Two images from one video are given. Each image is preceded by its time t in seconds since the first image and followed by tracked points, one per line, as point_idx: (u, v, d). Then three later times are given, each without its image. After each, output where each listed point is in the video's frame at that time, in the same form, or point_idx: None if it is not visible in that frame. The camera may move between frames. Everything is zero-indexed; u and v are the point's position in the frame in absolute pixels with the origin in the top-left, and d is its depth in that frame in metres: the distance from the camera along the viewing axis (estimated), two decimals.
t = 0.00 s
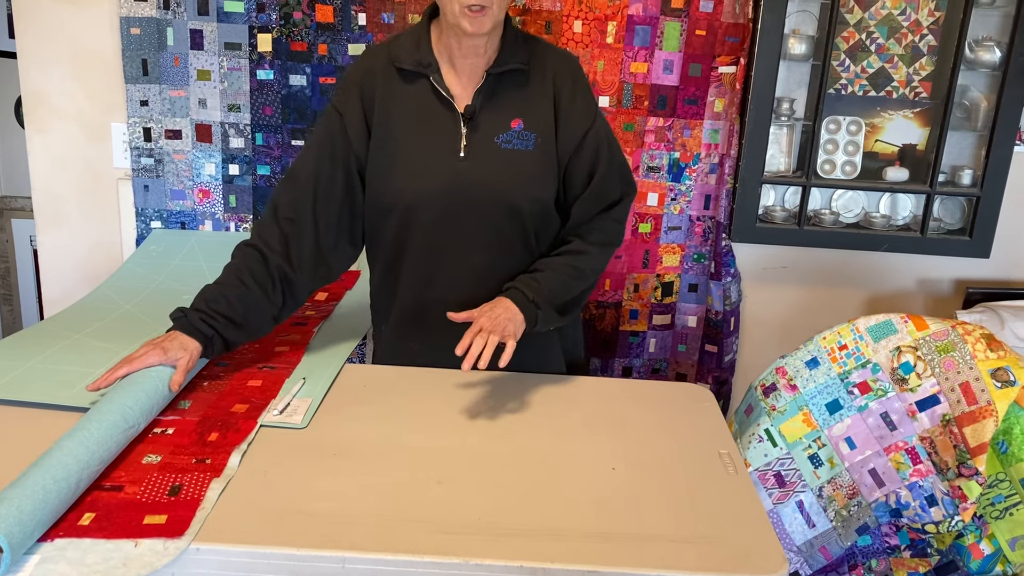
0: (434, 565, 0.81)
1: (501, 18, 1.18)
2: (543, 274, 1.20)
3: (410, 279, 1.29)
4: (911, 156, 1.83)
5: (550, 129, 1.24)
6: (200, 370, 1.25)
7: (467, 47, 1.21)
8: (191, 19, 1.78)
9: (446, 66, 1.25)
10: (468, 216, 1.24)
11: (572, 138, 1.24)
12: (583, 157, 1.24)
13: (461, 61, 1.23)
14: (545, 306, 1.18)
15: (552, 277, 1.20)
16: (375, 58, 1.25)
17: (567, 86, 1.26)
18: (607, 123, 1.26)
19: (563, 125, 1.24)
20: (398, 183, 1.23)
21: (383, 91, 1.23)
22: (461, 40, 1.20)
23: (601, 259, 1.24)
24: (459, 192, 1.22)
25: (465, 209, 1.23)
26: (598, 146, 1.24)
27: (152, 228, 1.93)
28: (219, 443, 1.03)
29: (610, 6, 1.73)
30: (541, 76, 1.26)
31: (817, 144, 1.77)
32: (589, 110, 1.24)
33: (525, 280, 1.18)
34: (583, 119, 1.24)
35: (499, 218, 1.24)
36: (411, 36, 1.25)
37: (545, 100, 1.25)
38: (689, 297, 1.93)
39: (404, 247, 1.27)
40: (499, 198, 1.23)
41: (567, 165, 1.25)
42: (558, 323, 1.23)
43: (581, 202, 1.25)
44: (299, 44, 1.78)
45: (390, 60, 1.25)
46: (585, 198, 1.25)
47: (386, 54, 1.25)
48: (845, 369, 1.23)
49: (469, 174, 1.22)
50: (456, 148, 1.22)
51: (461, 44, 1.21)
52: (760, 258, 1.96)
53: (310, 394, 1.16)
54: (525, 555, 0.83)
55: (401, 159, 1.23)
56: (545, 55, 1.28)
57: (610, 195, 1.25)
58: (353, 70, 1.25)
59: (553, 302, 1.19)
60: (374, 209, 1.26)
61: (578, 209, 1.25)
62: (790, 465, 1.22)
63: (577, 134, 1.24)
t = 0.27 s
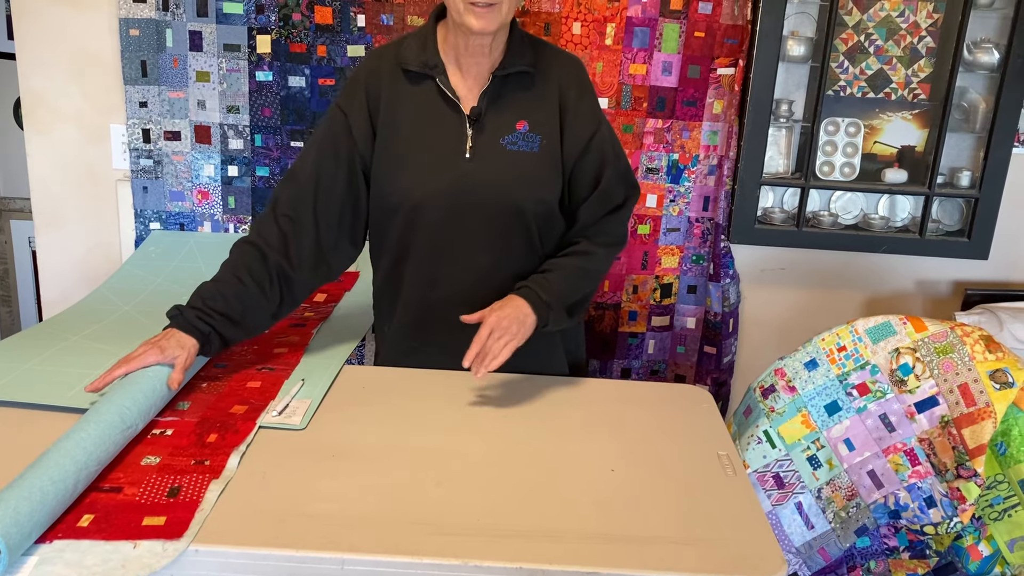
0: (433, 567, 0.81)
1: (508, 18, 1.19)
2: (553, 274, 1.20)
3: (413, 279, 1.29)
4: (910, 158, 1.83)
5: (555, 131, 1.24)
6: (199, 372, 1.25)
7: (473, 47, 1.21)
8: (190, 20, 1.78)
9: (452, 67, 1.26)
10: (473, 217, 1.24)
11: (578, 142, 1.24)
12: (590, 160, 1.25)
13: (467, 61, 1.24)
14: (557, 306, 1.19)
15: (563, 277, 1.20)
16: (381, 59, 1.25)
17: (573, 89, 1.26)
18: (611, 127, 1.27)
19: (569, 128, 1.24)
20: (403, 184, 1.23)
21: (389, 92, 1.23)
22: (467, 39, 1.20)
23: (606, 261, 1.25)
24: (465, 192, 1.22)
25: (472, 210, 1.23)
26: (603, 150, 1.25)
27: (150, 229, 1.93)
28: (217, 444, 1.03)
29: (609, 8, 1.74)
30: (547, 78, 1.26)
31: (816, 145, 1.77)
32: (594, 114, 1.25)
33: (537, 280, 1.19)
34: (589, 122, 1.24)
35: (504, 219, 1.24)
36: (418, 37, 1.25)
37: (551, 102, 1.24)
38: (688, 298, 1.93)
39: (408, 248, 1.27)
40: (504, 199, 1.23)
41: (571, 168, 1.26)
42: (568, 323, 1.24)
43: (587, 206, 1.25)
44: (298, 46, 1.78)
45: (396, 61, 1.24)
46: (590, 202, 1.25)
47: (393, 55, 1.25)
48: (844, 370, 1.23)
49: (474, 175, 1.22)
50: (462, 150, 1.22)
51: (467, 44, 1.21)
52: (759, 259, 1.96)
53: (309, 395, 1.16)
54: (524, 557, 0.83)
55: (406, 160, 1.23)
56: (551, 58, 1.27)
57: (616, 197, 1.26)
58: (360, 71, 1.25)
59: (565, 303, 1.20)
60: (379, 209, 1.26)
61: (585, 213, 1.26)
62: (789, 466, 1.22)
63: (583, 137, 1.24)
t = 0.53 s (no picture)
0: (431, 568, 0.81)
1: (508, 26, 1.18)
2: (607, 247, 1.22)
3: (414, 279, 1.29)
4: (908, 160, 1.83)
5: (559, 133, 1.24)
6: (197, 373, 1.24)
7: (475, 50, 1.21)
8: (189, 22, 1.78)
9: (455, 68, 1.25)
10: (474, 217, 1.24)
11: (587, 146, 1.24)
12: (598, 164, 1.25)
13: (471, 63, 1.23)
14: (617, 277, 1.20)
15: (615, 248, 1.22)
16: (386, 60, 1.24)
17: (578, 91, 1.25)
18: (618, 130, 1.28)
19: (576, 131, 1.25)
20: (405, 183, 1.22)
21: (392, 91, 1.22)
22: (469, 44, 1.20)
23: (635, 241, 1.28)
24: (467, 192, 1.23)
25: (474, 209, 1.24)
26: (614, 155, 1.25)
27: (149, 231, 1.93)
28: (215, 446, 1.03)
29: (608, 10, 1.74)
30: (551, 79, 1.25)
31: (814, 147, 1.78)
32: (601, 117, 1.25)
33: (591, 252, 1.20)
34: (598, 126, 1.25)
35: (506, 220, 1.24)
36: (423, 38, 1.25)
37: (555, 104, 1.24)
38: (687, 300, 1.93)
39: (410, 248, 1.27)
40: (506, 200, 1.23)
41: (577, 170, 1.26)
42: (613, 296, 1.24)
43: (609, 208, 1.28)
44: (297, 47, 1.78)
45: (400, 62, 1.24)
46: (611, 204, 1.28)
47: (396, 56, 1.25)
48: (842, 372, 1.23)
49: (476, 176, 1.22)
50: (464, 150, 1.22)
51: (469, 48, 1.21)
52: (758, 261, 1.96)
53: (307, 397, 1.16)
54: (522, 559, 0.83)
55: (407, 161, 1.22)
56: (556, 59, 1.27)
57: (628, 196, 1.28)
58: (364, 71, 1.24)
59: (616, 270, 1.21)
60: (380, 209, 1.26)
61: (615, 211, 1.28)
62: (787, 468, 1.22)
63: (591, 142, 1.25)
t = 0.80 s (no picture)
0: (430, 569, 0.81)
1: (509, 33, 1.17)
2: (602, 266, 1.21)
3: (421, 280, 1.29)
4: (907, 161, 1.83)
5: (567, 137, 1.24)
6: (196, 374, 1.24)
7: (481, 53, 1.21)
8: (188, 23, 1.78)
9: (466, 71, 1.24)
10: (481, 218, 1.24)
11: (594, 150, 1.24)
12: (607, 167, 1.25)
13: (480, 65, 1.23)
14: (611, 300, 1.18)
15: (611, 268, 1.21)
16: (398, 61, 1.26)
17: (588, 95, 1.25)
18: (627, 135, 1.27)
19: (585, 135, 1.24)
20: (413, 182, 1.23)
21: (404, 91, 1.23)
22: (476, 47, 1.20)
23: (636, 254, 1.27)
24: (473, 193, 1.22)
25: (481, 210, 1.23)
26: (620, 161, 1.25)
27: (148, 232, 1.92)
28: (214, 447, 1.03)
29: (606, 11, 1.74)
30: (561, 82, 1.25)
31: (813, 148, 1.78)
32: (611, 122, 1.25)
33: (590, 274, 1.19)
34: (606, 131, 1.24)
35: (512, 222, 1.24)
36: (436, 40, 1.26)
37: (565, 108, 1.24)
38: (686, 301, 1.93)
39: (416, 249, 1.27)
40: (513, 202, 1.23)
41: (583, 174, 1.25)
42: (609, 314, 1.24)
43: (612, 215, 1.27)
44: (296, 49, 1.78)
45: (412, 63, 1.25)
46: (615, 211, 1.28)
47: (408, 57, 1.26)
48: (841, 373, 1.23)
49: (483, 177, 1.22)
50: (471, 151, 1.22)
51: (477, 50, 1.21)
52: (756, 262, 1.96)
53: (306, 398, 1.16)
54: (521, 560, 0.83)
55: (416, 162, 1.23)
56: (567, 63, 1.27)
57: (635, 202, 1.28)
58: (377, 72, 1.26)
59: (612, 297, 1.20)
60: (388, 208, 1.26)
61: (616, 220, 1.27)
62: (786, 469, 1.22)
63: (599, 146, 1.24)
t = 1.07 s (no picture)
0: (429, 570, 0.81)
1: (526, 41, 1.17)
2: (606, 273, 1.24)
3: (439, 280, 1.29)
4: (906, 162, 1.84)
5: (588, 141, 1.24)
6: (195, 376, 1.25)
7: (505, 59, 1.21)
8: (187, 24, 1.78)
9: (489, 74, 1.24)
10: (498, 219, 1.23)
11: (616, 153, 1.25)
12: (627, 171, 1.25)
13: (502, 70, 1.23)
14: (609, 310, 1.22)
15: (614, 279, 1.24)
16: (423, 62, 1.27)
17: (611, 99, 1.26)
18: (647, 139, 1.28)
19: (606, 139, 1.25)
20: (434, 182, 1.23)
21: (427, 90, 1.25)
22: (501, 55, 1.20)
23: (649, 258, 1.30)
24: (492, 195, 1.22)
25: (499, 213, 1.23)
26: (641, 164, 1.26)
27: (147, 233, 1.92)
28: (214, 448, 1.03)
29: (606, 13, 1.74)
30: (584, 86, 1.25)
31: (812, 149, 1.78)
32: (633, 127, 1.26)
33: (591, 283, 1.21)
34: (628, 134, 1.25)
35: (529, 224, 1.23)
36: (461, 42, 1.27)
37: (587, 111, 1.24)
38: (685, 302, 1.93)
39: (435, 249, 1.27)
40: (531, 204, 1.22)
41: (604, 177, 1.25)
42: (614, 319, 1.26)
43: (630, 216, 1.29)
44: (295, 50, 1.78)
45: (436, 64, 1.26)
46: (632, 213, 1.29)
47: (433, 58, 1.27)
48: (840, 374, 1.23)
49: (502, 179, 1.21)
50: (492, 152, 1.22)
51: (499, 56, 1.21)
52: (755, 262, 1.96)
53: (305, 398, 1.16)
54: (520, 561, 0.83)
55: (438, 162, 1.23)
56: (590, 66, 1.27)
57: (653, 205, 1.29)
58: (402, 72, 1.27)
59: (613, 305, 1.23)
60: (408, 207, 1.27)
61: (629, 221, 1.30)
62: (785, 470, 1.23)
63: (621, 149, 1.25)
